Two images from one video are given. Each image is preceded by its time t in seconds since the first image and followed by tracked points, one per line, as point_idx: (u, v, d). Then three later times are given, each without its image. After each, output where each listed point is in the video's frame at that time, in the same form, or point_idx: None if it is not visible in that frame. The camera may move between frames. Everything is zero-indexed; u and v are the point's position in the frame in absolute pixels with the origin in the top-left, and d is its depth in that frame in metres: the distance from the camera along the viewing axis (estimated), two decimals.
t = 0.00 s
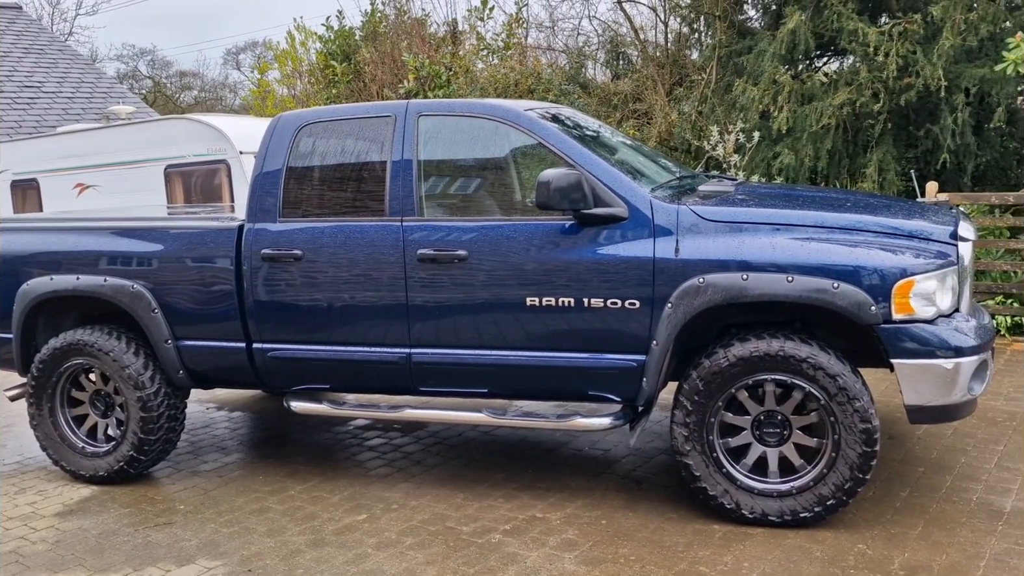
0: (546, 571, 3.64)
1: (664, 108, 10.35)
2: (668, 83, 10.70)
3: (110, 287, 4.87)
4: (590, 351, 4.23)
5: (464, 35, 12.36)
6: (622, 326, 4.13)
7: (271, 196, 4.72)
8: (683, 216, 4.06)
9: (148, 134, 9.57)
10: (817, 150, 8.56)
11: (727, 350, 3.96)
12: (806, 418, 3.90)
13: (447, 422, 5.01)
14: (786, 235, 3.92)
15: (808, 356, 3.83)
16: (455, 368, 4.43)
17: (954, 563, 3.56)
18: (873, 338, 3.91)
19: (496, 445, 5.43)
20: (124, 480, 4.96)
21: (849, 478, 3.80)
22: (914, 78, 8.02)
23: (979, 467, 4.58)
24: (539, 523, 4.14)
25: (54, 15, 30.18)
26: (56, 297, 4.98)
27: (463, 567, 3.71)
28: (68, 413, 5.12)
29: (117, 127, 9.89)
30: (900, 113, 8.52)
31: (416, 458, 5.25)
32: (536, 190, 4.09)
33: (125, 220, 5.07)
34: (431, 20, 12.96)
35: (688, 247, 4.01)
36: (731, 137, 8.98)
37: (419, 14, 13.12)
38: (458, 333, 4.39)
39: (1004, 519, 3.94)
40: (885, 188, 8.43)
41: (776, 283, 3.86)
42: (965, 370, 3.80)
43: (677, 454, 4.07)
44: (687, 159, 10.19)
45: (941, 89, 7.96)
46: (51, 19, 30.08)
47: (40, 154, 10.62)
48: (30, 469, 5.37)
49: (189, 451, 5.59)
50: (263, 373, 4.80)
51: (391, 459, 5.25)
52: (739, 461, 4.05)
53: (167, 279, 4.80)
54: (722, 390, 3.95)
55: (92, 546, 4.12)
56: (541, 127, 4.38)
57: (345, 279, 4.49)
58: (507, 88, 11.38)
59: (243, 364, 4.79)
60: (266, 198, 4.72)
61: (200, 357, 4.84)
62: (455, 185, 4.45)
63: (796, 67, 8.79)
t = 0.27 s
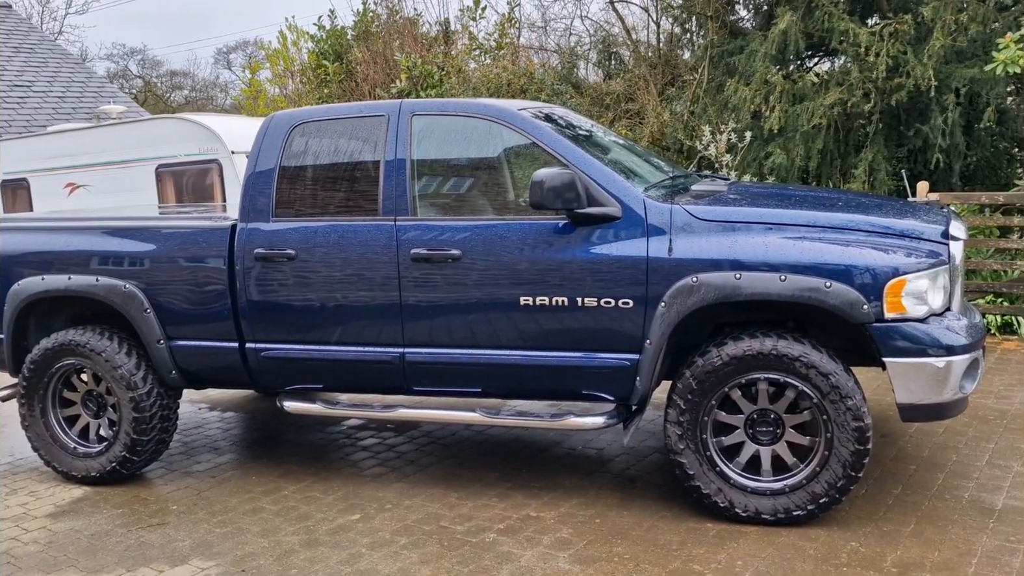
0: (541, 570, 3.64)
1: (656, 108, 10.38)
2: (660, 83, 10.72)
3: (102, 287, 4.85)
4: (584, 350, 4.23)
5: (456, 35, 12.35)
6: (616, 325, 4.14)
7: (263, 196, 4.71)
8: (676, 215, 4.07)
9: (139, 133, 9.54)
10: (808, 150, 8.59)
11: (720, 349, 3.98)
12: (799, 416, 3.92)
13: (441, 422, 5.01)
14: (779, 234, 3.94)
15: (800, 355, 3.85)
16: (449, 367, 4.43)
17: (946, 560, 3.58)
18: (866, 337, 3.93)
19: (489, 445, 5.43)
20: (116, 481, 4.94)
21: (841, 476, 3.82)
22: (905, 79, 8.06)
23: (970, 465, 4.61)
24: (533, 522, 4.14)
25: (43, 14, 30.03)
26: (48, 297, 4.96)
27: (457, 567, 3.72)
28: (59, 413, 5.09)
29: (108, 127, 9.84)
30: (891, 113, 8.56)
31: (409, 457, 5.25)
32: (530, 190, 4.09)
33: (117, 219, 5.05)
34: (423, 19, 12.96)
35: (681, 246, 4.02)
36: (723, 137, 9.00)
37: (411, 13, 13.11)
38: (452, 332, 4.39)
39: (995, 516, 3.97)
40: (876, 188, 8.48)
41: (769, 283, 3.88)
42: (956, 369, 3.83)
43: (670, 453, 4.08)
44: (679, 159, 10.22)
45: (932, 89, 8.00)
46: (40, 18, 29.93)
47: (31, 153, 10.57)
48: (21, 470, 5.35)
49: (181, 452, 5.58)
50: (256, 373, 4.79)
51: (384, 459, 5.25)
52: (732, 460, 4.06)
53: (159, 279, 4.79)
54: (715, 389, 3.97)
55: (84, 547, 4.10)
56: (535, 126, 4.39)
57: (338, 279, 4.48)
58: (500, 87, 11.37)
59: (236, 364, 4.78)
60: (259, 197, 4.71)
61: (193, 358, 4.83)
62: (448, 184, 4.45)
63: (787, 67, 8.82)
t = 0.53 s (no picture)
0: (541, 568, 3.64)
1: (652, 107, 10.39)
2: (655, 82, 10.73)
3: (99, 287, 4.83)
4: (583, 349, 4.23)
5: (451, 34, 12.34)
6: (615, 324, 4.14)
7: (261, 195, 4.69)
8: (674, 214, 4.07)
9: (134, 133, 9.51)
10: (804, 149, 8.61)
11: (719, 347, 3.98)
12: (798, 414, 3.92)
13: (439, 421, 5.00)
14: (777, 232, 3.94)
15: (800, 352, 3.85)
16: (448, 366, 4.42)
17: (946, 556, 3.59)
18: (864, 334, 3.94)
19: (487, 444, 5.42)
20: (114, 481, 4.92)
21: (840, 473, 3.82)
22: (900, 77, 8.09)
23: (968, 462, 4.62)
24: (532, 520, 4.14)
25: (36, 14, 29.91)
26: (44, 296, 4.93)
27: (457, 565, 3.71)
28: (56, 414, 5.07)
29: (102, 126, 9.81)
30: (886, 112, 8.59)
31: (407, 457, 5.24)
32: (529, 188, 4.09)
33: (113, 219, 5.03)
34: (418, 19, 12.95)
35: (680, 245, 4.02)
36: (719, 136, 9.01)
37: (406, 13, 13.10)
38: (451, 331, 4.38)
39: (994, 513, 3.98)
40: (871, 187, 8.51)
41: (768, 280, 3.88)
42: (954, 366, 3.84)
43: (670, 451, 4.08)
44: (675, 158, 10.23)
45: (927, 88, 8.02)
46: (32, 18, 29.81)
47: (24, 153, 10.52)
48: (17, 470, 5.32)
49: (178, 452, 5.56)
50: (254, 373, 4.77)
51: (383, 458, 5.24)
52: (732, 457, 4.06)
53: (156, 279, 4.77)
54: (714, 387, 3.97)
55: (82, 548, 4.09)
56: (533, 125, 4.38)
57: (335, 278, 4.47)
58: (495, 86, 11.35)
59: (233, 364, 4.76)
60: (256, 196, 4.69)
61: (190, 357, 4.81)
62: (446, 183, 4.44)
63: (782, 66, 8.84)
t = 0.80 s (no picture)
0: (537, 568, 3.64)
1: (645, 106, 10.39)
2: (649, 81, 10.74)
3: (92, 290, 4.82)
4: (578, 348, 4.23)
5: (445, 34, 12.33)
6: (610, 323, 4.14)
7: (255, 196, 4.68)
8: (669, 213, 4.07)
9: (127, 134, 9.48)
10: (797, 147, 8.63)
11: (714, 346, 3.98)
12: (793, 413, 3.93)
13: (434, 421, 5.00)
14: (772, 231, 3.94)
15: (794, 351, 3.86)
16: (443, 367, 4.42)
17: (940, 554, 3.60)
18: (859, 333, 3.95)
19: (483, 444, 5.42)
20: (109, 483, 4.91)
21: (835, 472, 3.83)
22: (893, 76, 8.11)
23: (962, 460, 4.63)
24: (528, 520, 4.14)
25: (28, 14, 29.80)
26: (37, 299, 4.92)
27: (453, 566, 3.71)
28: (50, 416, 5.06)
29: (95, 128, 9.78)
30: (879, 110, 8.61)
31: (403, 457, 5.24)
32: (523, 188, 4.09)
33: (107, 220, 5.02)
34: (412, 19, 12.94)
35: (674, 244, 4.02)
36: (713, 135, 9.02)
37: (400, 13, 13.08)
38: (446, 331, 4.38)
39: (988, 510, 3.99)
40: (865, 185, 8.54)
41: (762, 280, 3.88)
42: (948, 364, 3.85)
43: (665, 450, 4.09)
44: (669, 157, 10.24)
45: (920, 86, 8.05)
46: (25, 19, 29.70)
47: (17, 155, 10.48)
48: (11, 473, 5.30)
49: (173, 454, 5.54)
50: (249, 374, 4.76)
51: (378, 459, 5.23)
52: (727, 456, 4.07)
53: (150, 281, 4.75)
54: (709, 387, 3.97)
55: (77, 551, 4.08)
56: (527, 125, 4.38)
57: (330, 279, 4.47)
58: (489, 86, 11.33)
59: (228, 366, 4.75)
60: (250, 197, 4.68)
61: (185, 359, 4.80)
62: (441, 183, 4.44)
63: (776, 65, 8.86)
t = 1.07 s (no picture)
0: (525, 568, 3.64)
1: (637, 105, 10.41)
2: (641, 81, 10.74)
3: (81, 291, 4.81)
4: (566, 348, 4.24)
5: (437, 33, 12.32)
6: (599, 323, 4.14)
7: (244, 196, 4.67)
8: (656, 212, 4.08)
9: (118, 135, 9.46)
10: (788, 146, 8.64)
11: (701, 345, 3.99)
12: (781, 411, 3.94)
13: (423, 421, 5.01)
14: (758, 231, 3.95)
15: (781, 350, 3.87)
16: (431, 367, 4.42)
17: (926, 552, 3.61)
18: (846, 332, 3.96)
19: (473, 444, 5.43)
20: (98, 485, 4.90)
21: (823, 470, 3.84)
22: (883, 75, 8.13)
23: (949, 457, 4.65)
24: (517, 520, 4.14)
25: (20, 15, 29.71)
26: (26, 300, 4.91)
27: (442, 566, 3.71)
28: (39, 417, 5.04)
29: (86, 129, 9.75)
30: (870, 109, 8.63)
31: (393, 458, 5.24)
32: (511, 188, 4.09)
33: (96, 221, 5.01)
34: (404, 19, 12.93)
35: (662, 244, 4.03)
36: (704, 134, 9.04)
37: (392, 13, 13.08)
38: (435, 331, 4.38)
39: (974, 508, 4.01)
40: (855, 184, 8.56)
41: (749, 279, 3.89)
42: (934, 362, 3.87)
43: (654, 449, 4.10)
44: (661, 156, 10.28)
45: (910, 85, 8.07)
46: (17, 19, 29.60)
47: (8, 156, 10.45)
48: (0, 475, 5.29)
49: (163, 455, 5.54)
50: (239, 375, 4.75)
51: (368, 459, 5.24)
52: (715, 455, 4.08)
53: (139, 282, 4.75)
54: (697, 386, 3.98)
55: (65, 553, 4.07)
56: (515, 125, 4.38)
57: (318, 279, 4.47)
58: (481, 86, 11.32)
59: (217, 366, 4.74)
60: (239, 198, 4.68)
61: (174, 360, 4.79)
62: (430, 183, 4.44)
63: (767, 63, 8.88)
